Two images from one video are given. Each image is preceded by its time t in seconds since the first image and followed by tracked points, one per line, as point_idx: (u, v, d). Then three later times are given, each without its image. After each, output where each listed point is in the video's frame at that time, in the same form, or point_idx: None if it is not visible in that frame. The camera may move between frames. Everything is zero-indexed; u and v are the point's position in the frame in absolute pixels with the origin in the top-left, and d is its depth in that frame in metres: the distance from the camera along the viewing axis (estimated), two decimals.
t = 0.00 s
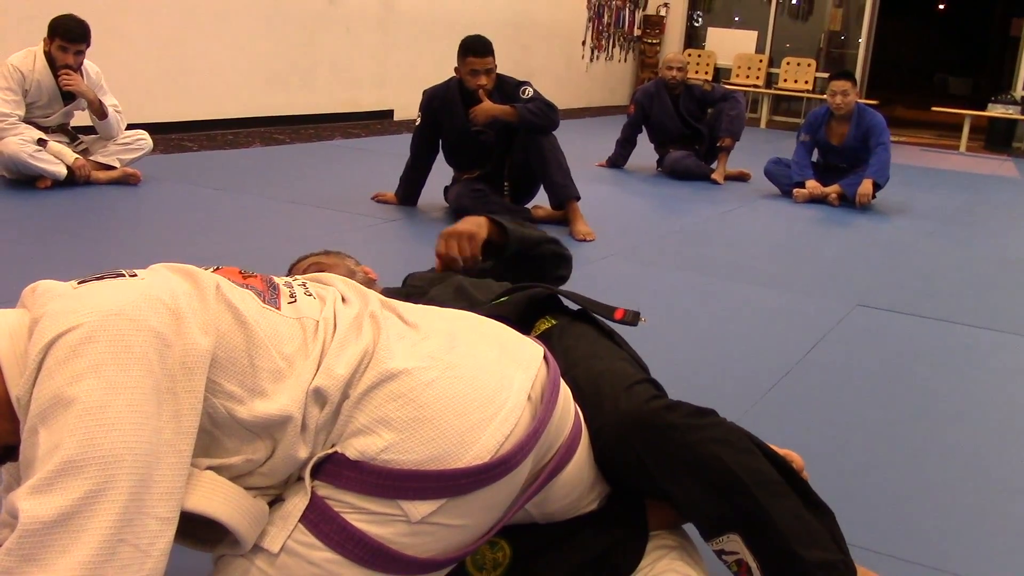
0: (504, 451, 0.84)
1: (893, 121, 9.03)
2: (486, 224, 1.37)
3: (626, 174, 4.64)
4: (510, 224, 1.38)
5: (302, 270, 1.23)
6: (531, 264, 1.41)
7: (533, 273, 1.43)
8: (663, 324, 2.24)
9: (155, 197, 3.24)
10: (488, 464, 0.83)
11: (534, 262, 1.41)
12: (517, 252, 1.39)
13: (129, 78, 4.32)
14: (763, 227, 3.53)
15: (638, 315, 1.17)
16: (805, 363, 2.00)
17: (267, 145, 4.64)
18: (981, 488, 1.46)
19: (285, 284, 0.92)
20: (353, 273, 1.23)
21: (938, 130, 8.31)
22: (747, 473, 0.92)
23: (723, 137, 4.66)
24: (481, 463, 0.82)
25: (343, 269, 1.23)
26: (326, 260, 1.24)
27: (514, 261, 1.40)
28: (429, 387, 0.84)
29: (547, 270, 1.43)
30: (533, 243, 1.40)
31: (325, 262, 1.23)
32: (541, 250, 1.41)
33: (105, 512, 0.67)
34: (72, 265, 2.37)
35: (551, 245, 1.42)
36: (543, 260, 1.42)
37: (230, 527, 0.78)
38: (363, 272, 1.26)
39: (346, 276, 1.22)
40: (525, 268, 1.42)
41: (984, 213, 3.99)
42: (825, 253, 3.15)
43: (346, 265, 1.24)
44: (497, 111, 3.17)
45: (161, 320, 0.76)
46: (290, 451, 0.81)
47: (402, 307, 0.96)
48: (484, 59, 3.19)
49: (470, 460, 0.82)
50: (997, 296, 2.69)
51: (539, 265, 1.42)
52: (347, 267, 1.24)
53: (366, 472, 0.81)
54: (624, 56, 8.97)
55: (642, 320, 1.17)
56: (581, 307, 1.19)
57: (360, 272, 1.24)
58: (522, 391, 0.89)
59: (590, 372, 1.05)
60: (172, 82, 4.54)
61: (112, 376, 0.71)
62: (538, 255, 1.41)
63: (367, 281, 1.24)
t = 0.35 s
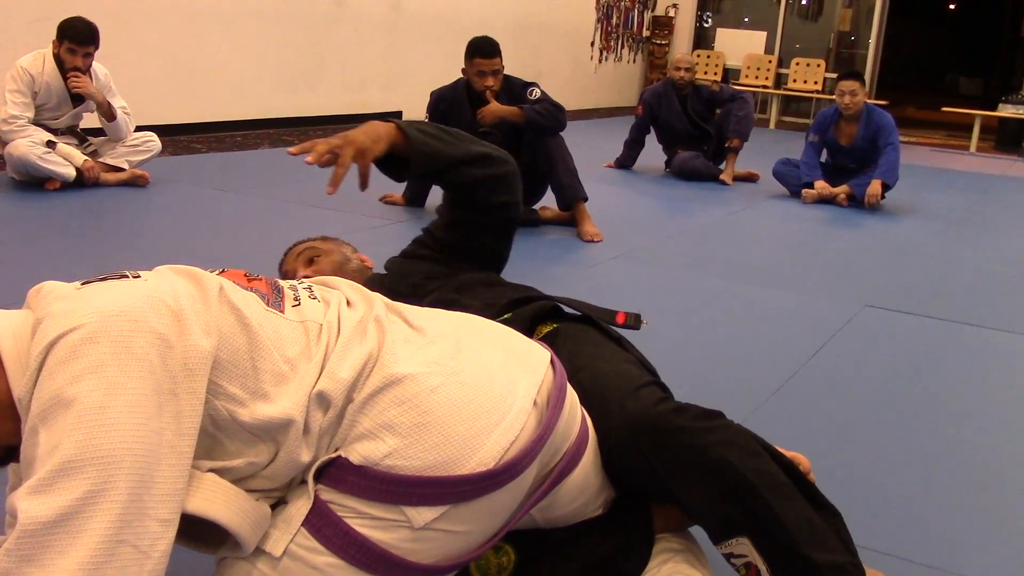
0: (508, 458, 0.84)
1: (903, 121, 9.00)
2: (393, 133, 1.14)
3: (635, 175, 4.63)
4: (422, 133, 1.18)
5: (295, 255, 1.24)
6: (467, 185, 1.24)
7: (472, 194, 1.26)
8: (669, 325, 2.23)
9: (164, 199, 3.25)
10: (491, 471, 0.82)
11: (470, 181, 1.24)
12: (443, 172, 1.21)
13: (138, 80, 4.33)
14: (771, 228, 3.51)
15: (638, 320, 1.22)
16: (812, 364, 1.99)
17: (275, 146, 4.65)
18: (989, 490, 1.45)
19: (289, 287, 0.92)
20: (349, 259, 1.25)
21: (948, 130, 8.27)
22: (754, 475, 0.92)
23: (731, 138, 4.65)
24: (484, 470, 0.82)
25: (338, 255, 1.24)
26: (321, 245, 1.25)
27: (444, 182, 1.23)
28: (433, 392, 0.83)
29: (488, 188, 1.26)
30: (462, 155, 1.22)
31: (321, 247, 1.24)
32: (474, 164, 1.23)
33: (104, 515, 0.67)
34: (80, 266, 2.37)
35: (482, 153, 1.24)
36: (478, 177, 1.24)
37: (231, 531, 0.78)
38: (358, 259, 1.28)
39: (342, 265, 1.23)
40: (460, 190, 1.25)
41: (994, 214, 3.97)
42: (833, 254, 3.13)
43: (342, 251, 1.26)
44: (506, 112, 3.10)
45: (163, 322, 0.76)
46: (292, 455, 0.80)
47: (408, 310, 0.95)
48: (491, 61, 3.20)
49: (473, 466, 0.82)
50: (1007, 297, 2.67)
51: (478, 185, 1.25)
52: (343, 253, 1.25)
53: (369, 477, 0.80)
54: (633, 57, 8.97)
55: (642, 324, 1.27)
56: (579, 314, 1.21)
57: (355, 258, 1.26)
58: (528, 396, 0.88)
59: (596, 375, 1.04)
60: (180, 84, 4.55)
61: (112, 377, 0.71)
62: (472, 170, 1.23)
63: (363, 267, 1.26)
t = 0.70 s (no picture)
0: (511, 464, 0.83)
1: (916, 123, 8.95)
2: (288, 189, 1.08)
3: (644, 176, 4.62)
4: (311, 176, 1.12)
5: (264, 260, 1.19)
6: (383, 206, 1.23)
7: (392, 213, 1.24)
8: (678, 326, 2.22)
9: (173, 198, 3.26)
10: (494, 477, 0.82)
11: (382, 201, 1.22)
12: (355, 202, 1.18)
13: (149, 79, 4.35)
14: (781, 230, 3.50)
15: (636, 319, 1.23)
16: (820, 367, 1.98)
17: (286, 146, 4.66)
18: (999, 495, 1.43)
19: (295, 288, 0.91)
20: (321, 258, 1.21)
21: (962, 132, 8.22)
22: (760, 483, 0.91)
23: (742, 139, 4.63)
24: (487, 476, 0.82)
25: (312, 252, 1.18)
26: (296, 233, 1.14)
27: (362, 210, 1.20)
28: (437, 397, 0.83)
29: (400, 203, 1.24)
30: (366, 177, 1.18)
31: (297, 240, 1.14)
32: (383, 181, 1.21)
33: (105, 516, 0.67)
34: (90, 266, 2.38)
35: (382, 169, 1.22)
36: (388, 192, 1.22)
37: (233, 534, 0.78)
38: (328, 254, 1.27)
39: (315, 266, 1.19)
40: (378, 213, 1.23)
41: (1007, 216, 3.94)
42: (843, 256, 3.11)
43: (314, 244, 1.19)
44: (514, 113, 3.17)
45: (166, 323, 0.75)
46: (294, 458, 0.80)
47: (413, 313, 0.94)
48: (501, 61, 3.20)
49: (476, 472, 0.81)
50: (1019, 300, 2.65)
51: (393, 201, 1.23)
52: (316, 250, 1.19)
53: (371, 481, 0.80)
54: (644, 57, 8.95)
55: (636, 317, 1.26)
56: (579, 317, 1.20)
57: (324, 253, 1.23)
58: (532, 402, 0.87)
59: (599, 381, 1.04)
60: (191, 83, 4.56)
61: (115, 378, 0.71)
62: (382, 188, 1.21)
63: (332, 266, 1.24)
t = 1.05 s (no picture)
0: (521, 469, 0.83)
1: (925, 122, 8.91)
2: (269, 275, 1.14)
3: (653, 177, 4.62)
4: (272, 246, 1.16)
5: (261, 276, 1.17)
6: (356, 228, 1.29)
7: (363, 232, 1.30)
8: (687, 327, 2.21)
9: (182, 202, 3.27)
10: (503, 482, 0.82)
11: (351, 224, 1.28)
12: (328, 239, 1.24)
13: (158, 83, 4.37)
14: (790, 230, 3.48)
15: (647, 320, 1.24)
16: (830, 367, 1.97)
17: (294, 149, 4.66)
18: (1010, 496, 1.42)
19: (304, 292, 0.91)
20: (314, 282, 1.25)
21: (971, 130, 8.18)
22: (769, 489, 0.90)
23: (750, 139, 4.62)
24: (496, 481, 0.81)
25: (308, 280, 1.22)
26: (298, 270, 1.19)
27: (336, 246, 1.26)
28: (446, 402, 0.83)
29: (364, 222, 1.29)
30: (325, 218, 1.24)
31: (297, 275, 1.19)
32: (339, 211, 1.26)
33: (113, 521, 0.67)
34: (100, 270, 2.39)
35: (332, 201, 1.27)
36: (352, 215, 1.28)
37: (242, 538, 0.78)
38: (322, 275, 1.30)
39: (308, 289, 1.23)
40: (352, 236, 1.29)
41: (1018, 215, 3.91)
42: (853, 256, 3.10)
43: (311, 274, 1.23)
44: (521, 114, 3.17)
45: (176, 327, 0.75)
46: (303, 463, 0.80)
47: (422, 317, 0.94)
48: (508, 63, 3.20)
49: (485, 477, 0.81)
50: None
51: (357, 224, 1.28)
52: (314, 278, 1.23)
53: (380, 486, 0.80)
54: (652, 58, 8.94)
55: (647, 321, 1.28)
56: (589, 320, 1.20)
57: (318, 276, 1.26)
58: (542, 407, 0.87)
59: (609, 388, 1.04)
60: (200, 87, 4.58)
61: (125, 382, 0.71)
62: (342, 219, 1.26)
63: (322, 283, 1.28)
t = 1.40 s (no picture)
0: (527, 465, 0.83)
1: (935, 121, 8.87)
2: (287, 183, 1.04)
3: (661, 177, 4.62)
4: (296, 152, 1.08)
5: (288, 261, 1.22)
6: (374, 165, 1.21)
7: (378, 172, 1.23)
8: (694, 326, 2.21)
9: (191, 202, 3.28)
10: (509, 478, 0.81)
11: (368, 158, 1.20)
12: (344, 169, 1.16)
13: (167, 84, 4.38)
14: (798, 230, 3.47)
15: (656, 324, 1.24)
16: (837, 366, 1.97)
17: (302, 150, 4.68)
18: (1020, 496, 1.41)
19: (310, 290, 0.91)
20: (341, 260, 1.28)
21: (981, 130, 8.14)
22: (775, 487, 0.90)
23: (759, 138, 4.60)
24: (502, 477, 0.81)
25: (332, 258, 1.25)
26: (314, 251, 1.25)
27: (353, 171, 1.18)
28: (452, 398, 0.82)
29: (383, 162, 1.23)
30: (345, 139, 1.15)
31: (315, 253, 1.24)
32: (357, 136, 1.18)
33: (121, 515, 0.67)
34: (109, 270, 2.40)
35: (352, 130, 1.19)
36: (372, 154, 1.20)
37: (249, 534, 0.79)
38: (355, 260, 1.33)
39: (338, 266, 1.25)
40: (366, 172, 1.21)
41: None
42: (861, 255, 3.09)
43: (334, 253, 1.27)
44: (529, 114, 3.17)
45: (182, 324, 0.76)
46: (309, 458, 0.80)
47: (428, 314, 0.94)
48: (516, 63, 3.21)
49: (491, 473, 0.81)
50: None
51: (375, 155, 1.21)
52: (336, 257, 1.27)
53: (385, 482, 0.80)
54: (660, 58, 8.93)
55: (660, 325, 1.27)
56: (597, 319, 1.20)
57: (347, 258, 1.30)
58: (547, 403, 0.87)
59: (616, 385, 1.03)
60: (208, 87, 4.59)
61: (132, 378, 0.71)
62: (359, 144, 1.18)
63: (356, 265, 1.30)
